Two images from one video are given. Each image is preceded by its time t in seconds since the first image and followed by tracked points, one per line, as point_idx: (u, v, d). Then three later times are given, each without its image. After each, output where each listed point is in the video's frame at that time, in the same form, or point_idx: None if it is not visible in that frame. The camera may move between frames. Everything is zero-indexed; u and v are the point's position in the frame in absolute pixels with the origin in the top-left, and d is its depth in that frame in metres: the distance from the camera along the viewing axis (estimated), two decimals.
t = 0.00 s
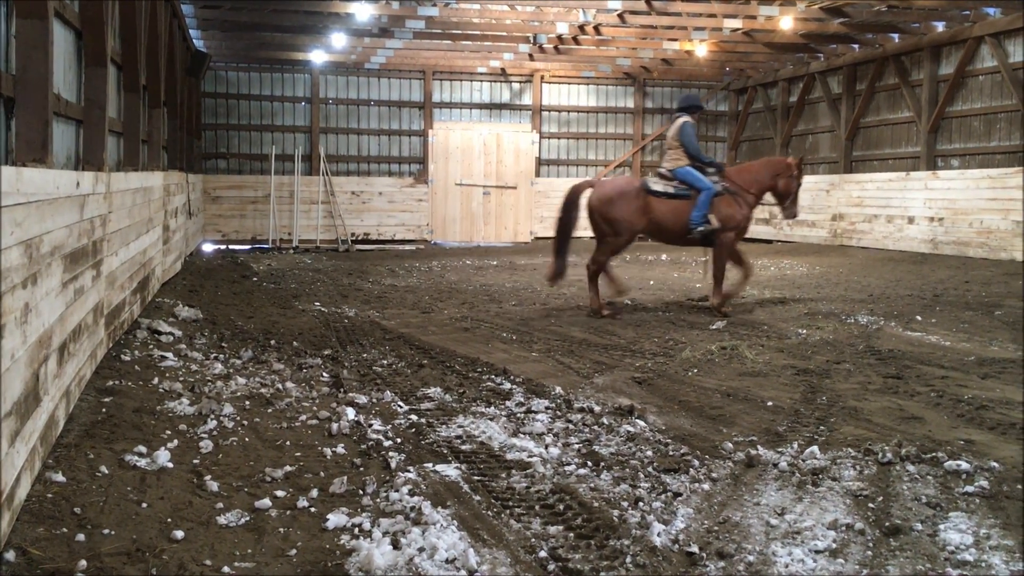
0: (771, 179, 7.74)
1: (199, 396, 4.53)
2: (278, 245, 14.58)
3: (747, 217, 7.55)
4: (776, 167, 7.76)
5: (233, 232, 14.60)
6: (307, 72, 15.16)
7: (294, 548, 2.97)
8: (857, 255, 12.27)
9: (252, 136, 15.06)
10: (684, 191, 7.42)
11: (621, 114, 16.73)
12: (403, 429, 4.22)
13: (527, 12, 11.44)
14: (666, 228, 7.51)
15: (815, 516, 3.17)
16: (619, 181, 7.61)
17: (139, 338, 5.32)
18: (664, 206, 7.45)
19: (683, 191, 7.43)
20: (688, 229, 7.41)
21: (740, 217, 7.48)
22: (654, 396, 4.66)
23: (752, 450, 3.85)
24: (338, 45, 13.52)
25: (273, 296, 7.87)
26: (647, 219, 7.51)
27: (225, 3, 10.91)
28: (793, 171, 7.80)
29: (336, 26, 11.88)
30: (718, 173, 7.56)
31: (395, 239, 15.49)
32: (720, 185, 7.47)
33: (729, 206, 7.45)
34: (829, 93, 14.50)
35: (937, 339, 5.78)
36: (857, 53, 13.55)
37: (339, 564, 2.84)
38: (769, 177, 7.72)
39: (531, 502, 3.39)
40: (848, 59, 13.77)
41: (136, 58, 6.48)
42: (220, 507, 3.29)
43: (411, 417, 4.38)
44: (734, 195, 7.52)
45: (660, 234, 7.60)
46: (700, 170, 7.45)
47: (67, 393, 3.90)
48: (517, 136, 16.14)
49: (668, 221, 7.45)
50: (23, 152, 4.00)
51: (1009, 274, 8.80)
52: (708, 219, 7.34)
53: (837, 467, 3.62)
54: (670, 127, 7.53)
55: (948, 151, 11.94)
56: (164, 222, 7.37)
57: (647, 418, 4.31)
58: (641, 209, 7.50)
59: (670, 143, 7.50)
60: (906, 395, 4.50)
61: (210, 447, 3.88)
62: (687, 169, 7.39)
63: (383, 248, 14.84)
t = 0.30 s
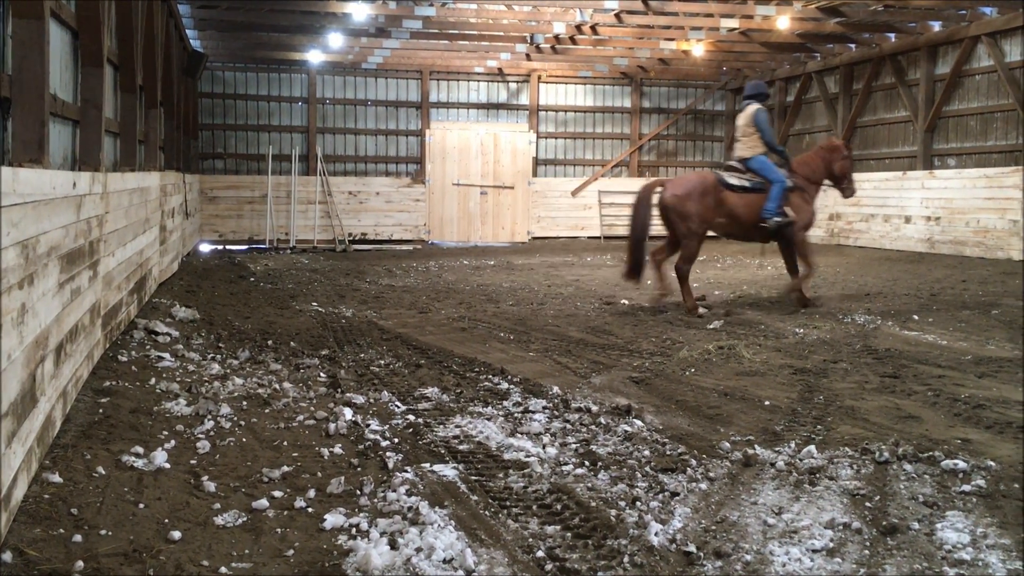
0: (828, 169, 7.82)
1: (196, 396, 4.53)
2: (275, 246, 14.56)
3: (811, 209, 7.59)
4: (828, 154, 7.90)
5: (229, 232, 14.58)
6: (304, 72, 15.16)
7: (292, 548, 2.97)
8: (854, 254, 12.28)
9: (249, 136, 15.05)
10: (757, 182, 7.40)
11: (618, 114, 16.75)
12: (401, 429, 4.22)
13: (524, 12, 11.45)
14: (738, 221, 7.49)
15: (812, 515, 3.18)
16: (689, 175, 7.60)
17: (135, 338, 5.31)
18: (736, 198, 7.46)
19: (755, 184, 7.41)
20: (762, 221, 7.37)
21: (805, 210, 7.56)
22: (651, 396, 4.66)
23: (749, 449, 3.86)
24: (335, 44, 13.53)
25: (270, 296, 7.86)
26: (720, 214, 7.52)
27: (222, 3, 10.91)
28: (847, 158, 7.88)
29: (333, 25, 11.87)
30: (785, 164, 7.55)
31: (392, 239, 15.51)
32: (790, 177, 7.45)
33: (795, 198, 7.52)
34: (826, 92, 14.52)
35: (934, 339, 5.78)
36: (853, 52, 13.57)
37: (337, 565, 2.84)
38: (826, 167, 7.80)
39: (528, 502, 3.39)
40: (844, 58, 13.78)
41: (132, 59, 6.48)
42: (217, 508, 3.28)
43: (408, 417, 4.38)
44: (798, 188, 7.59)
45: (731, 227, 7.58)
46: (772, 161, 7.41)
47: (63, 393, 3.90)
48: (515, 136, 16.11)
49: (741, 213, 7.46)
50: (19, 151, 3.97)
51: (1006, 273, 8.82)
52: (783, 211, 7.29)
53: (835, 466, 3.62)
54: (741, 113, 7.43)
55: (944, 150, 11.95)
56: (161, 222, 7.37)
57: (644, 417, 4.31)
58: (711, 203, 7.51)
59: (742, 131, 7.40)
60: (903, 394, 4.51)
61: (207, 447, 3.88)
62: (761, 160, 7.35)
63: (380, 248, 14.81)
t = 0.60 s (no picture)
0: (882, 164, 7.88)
1: (194, 397, 4.53)
2: (273, 246, 14.55)
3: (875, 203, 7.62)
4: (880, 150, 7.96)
5: (227, 232, 14.58)
6: (302, 72, 15.16)
7: (289, 548, 2.97)
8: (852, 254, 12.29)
9: (247, 136, 15.03)
10: (821, 178, 7.39)
11: (616, 114, 16.75)
12: (399, 429, 4.22)
13: (521, 12, 11.45)
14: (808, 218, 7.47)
15: (810, 515, 3.18)
16: (761, 168, 7.58)
17: (133, 338, 5.31)
18: (804, 192, 7.44)
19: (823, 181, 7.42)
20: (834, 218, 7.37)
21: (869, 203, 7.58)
22: (649, 396, 4.66)
23: (747, 449, 3.86)
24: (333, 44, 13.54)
25: (268, 296, 7.86)
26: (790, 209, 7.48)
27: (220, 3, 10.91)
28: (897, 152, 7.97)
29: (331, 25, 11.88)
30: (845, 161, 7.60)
31: (390, 239, 15.53)
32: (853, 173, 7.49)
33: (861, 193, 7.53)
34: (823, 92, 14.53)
35: (932, 338, 5.79)
36: (850, 52, 13.58)
37: (334, 565, 2.84)
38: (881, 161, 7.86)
39: (526, 502, 3.39)
40: (842, 58, 13.79)
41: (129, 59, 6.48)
42: (215, 508, 3.28)
43: (406, 417, 4.38)
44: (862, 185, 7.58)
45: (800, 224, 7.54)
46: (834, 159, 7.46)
47: (61, 394, 3.90)
48: (512, 136, 16.11)
49: (810, 208, 7.43)
50: (17, 151, 3.96)
51: (1002, 273, 8.83)
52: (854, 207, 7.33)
53: (833, 465, 3.62)
54: (800, 115, 7.60)
55: (942, 149, 11.96)
56: (158, 222, 7.36)
57: (642, 417, 4.31)
58: (781, 196, 7.47)
59: (802, 132, 7.55)
60: (900, 394, 4.52)
61: (205, 448, 3.88)
62: (825, 157, 7.38)
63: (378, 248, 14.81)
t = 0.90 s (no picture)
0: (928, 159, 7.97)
1: (191, 397, 4.53)
2: (270, 246, 14.57)
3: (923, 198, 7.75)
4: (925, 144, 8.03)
5: (224, 232, 14.60)
6: (299, 72, 15.15)
7: (286, 549, 2.97)
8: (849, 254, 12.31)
9: (244, 136, 15.02)
10: (874, 181, 7.49)
11: (613, 114, 16.74)
12: (396, 429, 4.22)
13: (519, 12, 11.45)
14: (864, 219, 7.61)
15: (806, 515, 3.18)
16: (822, 168, 7.64)
17: (130, 338, 5.31)
18: (863, 195, 7.55)
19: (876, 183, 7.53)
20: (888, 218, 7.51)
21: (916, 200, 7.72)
22: (647, 396, 4.67)
23: (744, 449, 3.86)
24: (330, 44, 13.52)
25: (265, 296, 7.85)
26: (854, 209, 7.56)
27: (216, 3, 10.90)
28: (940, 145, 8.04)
29: (328, 25, 11.88)
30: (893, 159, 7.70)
31: (387, 239, 15.54)
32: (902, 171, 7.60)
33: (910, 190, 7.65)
34: (821, 93, 14.53)
35: (928, 338, 5.80)
36: (848, 52, 13.58)
37: (331, 565, 2.84)
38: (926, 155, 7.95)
39: (523, 502, 3.39)
40: (839, 58, 13.80)
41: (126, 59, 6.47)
42: (212, 508, 3.28)
43: (403, 417, 4.38)
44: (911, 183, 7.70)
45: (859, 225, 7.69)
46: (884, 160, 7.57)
47: (58, 394, 3.89)
48: (510, 136, 16.14)
49: (869, 208, 7.56)
50: (14, 151, 3.97)
51: (999, 273, 8.86)
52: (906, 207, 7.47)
53: (829, 465, 3.63)
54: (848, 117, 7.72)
55: (938, 150, 11.98)
56: (155, 222, 7.35)
57: (640, 417, 4.32)
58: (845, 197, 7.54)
59: (853, 136, 7.68)
60: (897, 394, 4.52)
61: (201, 447, 3.88)
62: (876, 160, 7.49)
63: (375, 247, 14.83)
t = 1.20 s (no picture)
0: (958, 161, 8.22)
1: (187, 397, 4.53)
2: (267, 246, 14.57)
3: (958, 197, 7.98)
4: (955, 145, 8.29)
5: (221, 232, 14.61)
6: (296, 72, 15.14)
7: (282, 549, 2.96)
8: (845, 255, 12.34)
9: (241, 136, 15.00)
10: (917, 181, 7.69)
11: (610, 114, 16.74)
12: (393, 429, 4.22)
13: (516, 12, 11.45)
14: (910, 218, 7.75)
15: (803, 515, 3.18)
16: (871, 168, 7.77)
17: (126, 338, 5.30)
18: (909, 194, 7.70)
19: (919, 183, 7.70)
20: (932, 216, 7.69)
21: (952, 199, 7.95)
22: (643, 396, 4.67)
23: (740, 449, 3.87)
24: (327, 44, 13.50)
25: (261, 297, 7.85)
26: (899, 207, 7.70)
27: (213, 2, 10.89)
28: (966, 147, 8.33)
29: (325, 25, 11.88)
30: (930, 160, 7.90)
31: (384, 239, 15.55)
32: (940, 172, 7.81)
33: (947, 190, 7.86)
34: (818, 93, 14.54)
35: (924, 339, 5.81)
36: (845, 53, 13.60)
37: (327, 565, 2.83)
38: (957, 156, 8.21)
39: (520, 502, 3.39)
40: (836, 59, 13.82)
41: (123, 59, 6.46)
42: (208, 508, 3.28)
43: (400, 418, 4.38)
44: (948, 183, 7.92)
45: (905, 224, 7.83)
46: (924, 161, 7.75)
47: (54, 394, 3.89)
48: (506, 136, 16.15)
49: (915, 208, 7.70)
50: (9, 151, 3.98)
51: (994, 273, 8.89)
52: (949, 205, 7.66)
53: (825, 466, 3.63)
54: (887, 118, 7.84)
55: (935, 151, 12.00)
56: (151, 222, 7.35)
57: (636, 417, 4.32)
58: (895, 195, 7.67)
59: (896, 136, 7.77)
60: (893, 394, 4.53)
61: (198, 448, 3.87)
62: (920, 161, 7.67)
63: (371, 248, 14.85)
